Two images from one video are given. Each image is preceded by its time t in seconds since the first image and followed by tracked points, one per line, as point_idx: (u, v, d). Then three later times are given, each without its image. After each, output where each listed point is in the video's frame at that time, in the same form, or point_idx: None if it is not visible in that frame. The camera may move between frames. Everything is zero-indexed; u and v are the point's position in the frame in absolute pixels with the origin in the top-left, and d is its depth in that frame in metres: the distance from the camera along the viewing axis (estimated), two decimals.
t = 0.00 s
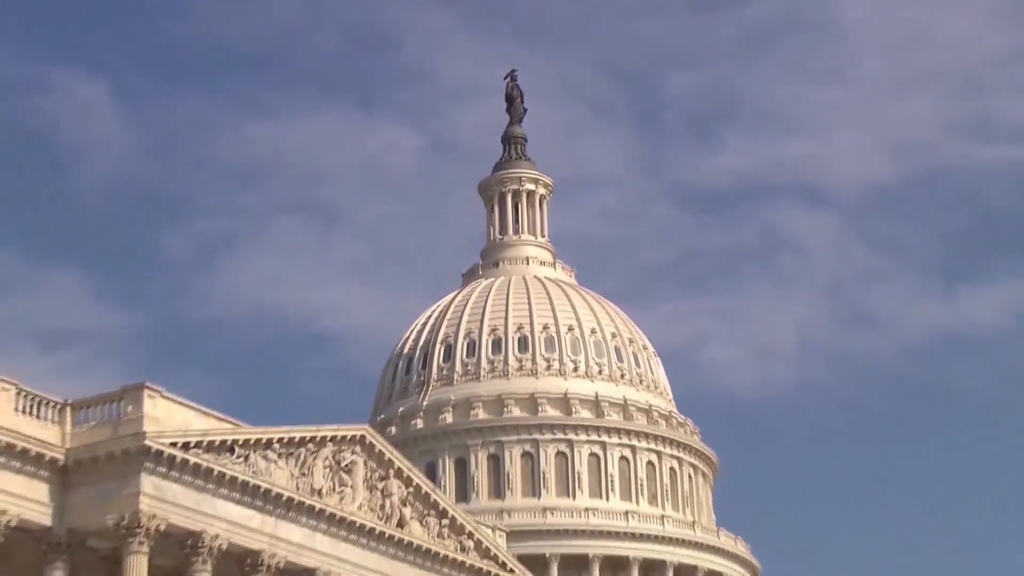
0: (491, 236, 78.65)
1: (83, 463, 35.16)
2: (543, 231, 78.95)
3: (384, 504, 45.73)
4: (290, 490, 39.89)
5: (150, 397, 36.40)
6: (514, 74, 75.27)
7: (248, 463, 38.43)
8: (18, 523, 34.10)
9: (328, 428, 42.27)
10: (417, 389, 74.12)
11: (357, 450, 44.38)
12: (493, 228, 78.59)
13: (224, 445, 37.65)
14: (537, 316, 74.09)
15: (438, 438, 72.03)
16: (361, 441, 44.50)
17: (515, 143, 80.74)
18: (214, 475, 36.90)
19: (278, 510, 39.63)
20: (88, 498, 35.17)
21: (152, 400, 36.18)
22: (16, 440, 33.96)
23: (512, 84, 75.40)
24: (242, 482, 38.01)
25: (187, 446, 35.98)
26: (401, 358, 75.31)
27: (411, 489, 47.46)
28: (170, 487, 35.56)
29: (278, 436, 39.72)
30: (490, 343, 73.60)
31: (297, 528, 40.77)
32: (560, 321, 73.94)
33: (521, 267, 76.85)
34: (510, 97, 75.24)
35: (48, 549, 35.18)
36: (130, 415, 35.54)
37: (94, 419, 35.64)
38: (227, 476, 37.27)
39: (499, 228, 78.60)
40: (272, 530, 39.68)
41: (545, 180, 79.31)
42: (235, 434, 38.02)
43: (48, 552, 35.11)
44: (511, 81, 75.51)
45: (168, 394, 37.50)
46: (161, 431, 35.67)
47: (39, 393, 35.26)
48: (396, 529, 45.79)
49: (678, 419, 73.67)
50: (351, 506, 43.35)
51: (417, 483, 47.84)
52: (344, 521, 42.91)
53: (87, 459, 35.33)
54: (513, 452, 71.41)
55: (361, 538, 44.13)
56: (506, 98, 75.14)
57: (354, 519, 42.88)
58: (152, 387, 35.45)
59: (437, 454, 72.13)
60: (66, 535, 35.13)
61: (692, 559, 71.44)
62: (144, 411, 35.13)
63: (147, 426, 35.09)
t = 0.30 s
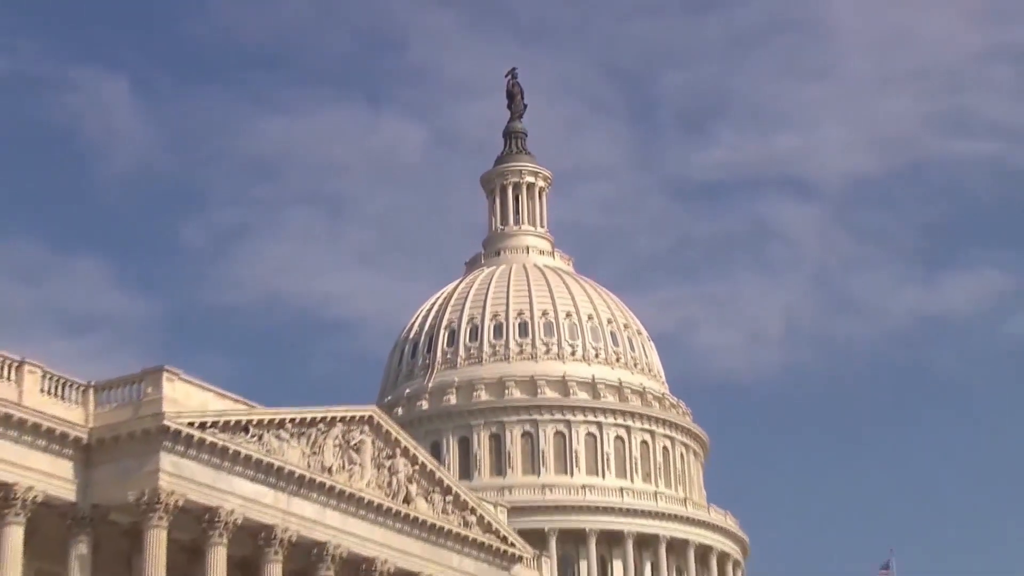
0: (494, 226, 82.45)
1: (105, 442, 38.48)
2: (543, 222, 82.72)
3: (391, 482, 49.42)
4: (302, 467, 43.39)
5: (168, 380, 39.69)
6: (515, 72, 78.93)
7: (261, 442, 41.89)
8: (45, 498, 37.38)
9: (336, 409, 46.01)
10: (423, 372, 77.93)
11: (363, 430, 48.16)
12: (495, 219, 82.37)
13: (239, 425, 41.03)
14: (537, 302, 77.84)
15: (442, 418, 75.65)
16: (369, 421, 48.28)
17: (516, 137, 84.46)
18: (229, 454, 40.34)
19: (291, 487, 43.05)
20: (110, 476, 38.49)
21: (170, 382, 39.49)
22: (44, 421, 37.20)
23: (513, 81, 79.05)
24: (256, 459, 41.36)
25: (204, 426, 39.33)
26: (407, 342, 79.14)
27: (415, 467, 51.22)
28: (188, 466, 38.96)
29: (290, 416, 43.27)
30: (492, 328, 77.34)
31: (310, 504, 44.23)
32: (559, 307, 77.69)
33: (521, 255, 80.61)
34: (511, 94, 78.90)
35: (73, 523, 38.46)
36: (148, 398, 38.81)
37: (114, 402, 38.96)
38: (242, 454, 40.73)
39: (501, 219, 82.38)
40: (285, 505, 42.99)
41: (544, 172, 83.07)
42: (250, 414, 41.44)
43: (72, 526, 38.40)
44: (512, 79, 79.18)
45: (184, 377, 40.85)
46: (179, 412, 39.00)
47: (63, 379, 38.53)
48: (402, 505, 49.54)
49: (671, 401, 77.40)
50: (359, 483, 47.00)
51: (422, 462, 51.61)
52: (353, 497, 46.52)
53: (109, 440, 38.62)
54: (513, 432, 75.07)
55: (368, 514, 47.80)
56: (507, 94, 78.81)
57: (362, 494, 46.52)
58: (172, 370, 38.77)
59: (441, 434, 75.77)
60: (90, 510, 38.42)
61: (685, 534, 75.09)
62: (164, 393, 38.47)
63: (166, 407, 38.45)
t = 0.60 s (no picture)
0: (495, 216, 86.49)
1: (127, 421, 39.98)
2: (542, 212, 86.77)
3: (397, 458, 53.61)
4: (313, 445, 45.93)
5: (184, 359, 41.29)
6: (515, 69, 82.76)
7: (275, 421, 44.50)
8: (70, 475, 38.68)
9: (347, 390, 49.71)
10: (427, 355, 81.92)
11: (372, 409, 52.03)
12: (497, 210, 86.40)
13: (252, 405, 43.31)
14: (536, 289, 81.77)
15: (446, 399, 79.60)
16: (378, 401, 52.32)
17: (517, 131, 88.36)
18: (244, 433, 42.29)
19: (302, 464, 45.61)
20: (131, 453, 39.97)
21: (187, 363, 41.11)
22: (68, 401, 38.50)
23: (514, 78, 82.98)
24: (267, 439, 43.64)
25: (221, 404, 41.20)
26: (412, 327, 83.19)
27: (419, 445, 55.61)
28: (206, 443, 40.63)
29: (302, 397, 45.97)
30: (494, 313, 81.26)
31: (320, 480, 47.66)
32: (557, 294, 81.65)
33: (521, 244, 84.61)
34: (512, 91, 82.82)
35: (95, 499, 39.91)
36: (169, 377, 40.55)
37: (136, 382, 40.48)
38: (255, 434, 42.75)
39: (502, 210, 86.40)
40: (297, 481, 45.54)
41: (543, 165, 87.13)
42: (264, 395, 43.89)
43: (95, 501, 39.86)
44: (512, 76, 83.05)
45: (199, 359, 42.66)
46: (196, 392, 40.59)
47: (86, 360, 39.93)
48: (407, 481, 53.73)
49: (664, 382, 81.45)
50: (368, 460, 50.71)
51: (425, 442, 56.16)
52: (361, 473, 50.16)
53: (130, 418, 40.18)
54: (514, 412, 78.89)
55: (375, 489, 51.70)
56: (508, 91, 82.69)
57: (370, 471, 50.18)
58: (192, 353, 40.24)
59: (444, 414, 79.69)
60: (111, 486, 39.91)
61: (677, 509, 78.99)
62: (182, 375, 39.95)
63: (185, 388, 39.95)
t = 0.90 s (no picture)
0: (496, 209, 90.55)
1: (144, 404, 42.50)
2: (541, 204, 90.79)
3: (403, 439, 57.78)
4: (321, 427, 49.67)
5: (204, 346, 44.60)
6: (515, 68, 86.47)
7: (286, 404, 48.21)
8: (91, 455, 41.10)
9: (356, 375, 53.64)
10: (432, 341, 85.87)
11: (379, 393, 56.08)
12: (498, 202, 90.40)
13: (264, 389, 46.97)
14: (536, 277, 85.69)
15: (450, 382, 83.45)
16: (384, 385, 56.49)
17: (517, 127, 92.12)
18: (256, 415, 45.45)
19: (311, 445, 49.38)
20: (149, 433, 42.48)
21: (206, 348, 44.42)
22: (90, 384, 40.97)
23: (515, 76, 86.76)
24: (280, 420, 47.32)
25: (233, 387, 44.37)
26: (418, 314, 87.20)
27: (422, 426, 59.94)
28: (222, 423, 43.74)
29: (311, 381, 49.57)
30: (495, 301, 85.15)
31: (328, 460, 51.56)
32: (556, 282, 85.60)
33: (522, 235, 88.62)
34: (512, 88, 86.61)
35: (116, 476, 42.46)
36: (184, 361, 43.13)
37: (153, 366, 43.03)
38: (266, 416, 46.22)
39: (503, 202, 90.40)
40: (307, 460, 49.24)
41: (542, 159, 91.10)
42: (275, 379, 47.31)
43: (116, 479, 42.51)
44: (513, 74, 86.83)
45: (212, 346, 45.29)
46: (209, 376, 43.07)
47: (105, 346, 42.49)
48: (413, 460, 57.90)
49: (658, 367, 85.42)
50: (375, 441, 54.74)
51: (429, 424, 60.57)
52: (369, 453, 54.15)
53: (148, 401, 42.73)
54: (515, 395, 82.70)
55: (381, 469, 55.77)
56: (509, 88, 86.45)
57: (377, 451, 54.22)
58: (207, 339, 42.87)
59: (448, 396, 83.52)
60: (131, 465, 42.44)
61: (670, 487, 82.93)
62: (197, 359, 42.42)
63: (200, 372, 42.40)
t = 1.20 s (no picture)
0: (496, 201, 94.54)
1: (162, 387, 43.71)
2: (539, 197, 94.83)
3: (408, 421, 61.94)
4: (327, 411, 53.85)
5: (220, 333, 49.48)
6: (515, 67, 90.33)
7: (296, 388, 52.36)
8: (111, 437, 42.32)
9: (363, 360, 57.75)
10: (436, 327, 89.91)
11: (385, 377, 60.09)
12: (499, 195, 94.42)
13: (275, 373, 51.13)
14: (535, 267, 89.67)
15: (453, 367, 87.39)
16: (391, 370, 60.57)
17: (518, 123, 96.02)
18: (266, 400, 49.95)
19: (320, 427, 53.67)
20: (166, 416, 43.71)
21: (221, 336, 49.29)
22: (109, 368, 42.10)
23: (515, 75, 90.62)
24: (290, 404, 51.48)
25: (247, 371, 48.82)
26: (422, 302, 91.25)
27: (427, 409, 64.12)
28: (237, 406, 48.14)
29: (320, 366, 54.02)
30: (496, 290, 89.11)
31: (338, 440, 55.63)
32: (554, 272, 89.63)
33: (522, 227, 92.66)
34: (512, 87, 90.48)
35: (134, 458, 43.55)
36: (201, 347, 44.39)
37: (171, 352, 44.29)
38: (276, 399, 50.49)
39: (503, 195, 94.42)
40: (316, 441, 53.63)
41: (541, 154, 95.11)
42: (285, 364, 51.65)
43: (134, 460, 43.50)
44: (513, 72, 90.70)
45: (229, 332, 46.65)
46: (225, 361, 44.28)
47: (125, 332, 43.77)
48: (417, 441, 62.11)
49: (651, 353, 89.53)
50: (380, 423, 58.76)
51: (434, 407, 64.67)
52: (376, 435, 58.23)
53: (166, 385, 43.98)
54: (515, 379, 86.60)
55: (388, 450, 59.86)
56: (509, 86, 90.34)
57: (382, 432, 58.27)
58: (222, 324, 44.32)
59: (452, 380, 87.46)
60: (149, 446, 43.54)
61: (662, 468, 86.97)
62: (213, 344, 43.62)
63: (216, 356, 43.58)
